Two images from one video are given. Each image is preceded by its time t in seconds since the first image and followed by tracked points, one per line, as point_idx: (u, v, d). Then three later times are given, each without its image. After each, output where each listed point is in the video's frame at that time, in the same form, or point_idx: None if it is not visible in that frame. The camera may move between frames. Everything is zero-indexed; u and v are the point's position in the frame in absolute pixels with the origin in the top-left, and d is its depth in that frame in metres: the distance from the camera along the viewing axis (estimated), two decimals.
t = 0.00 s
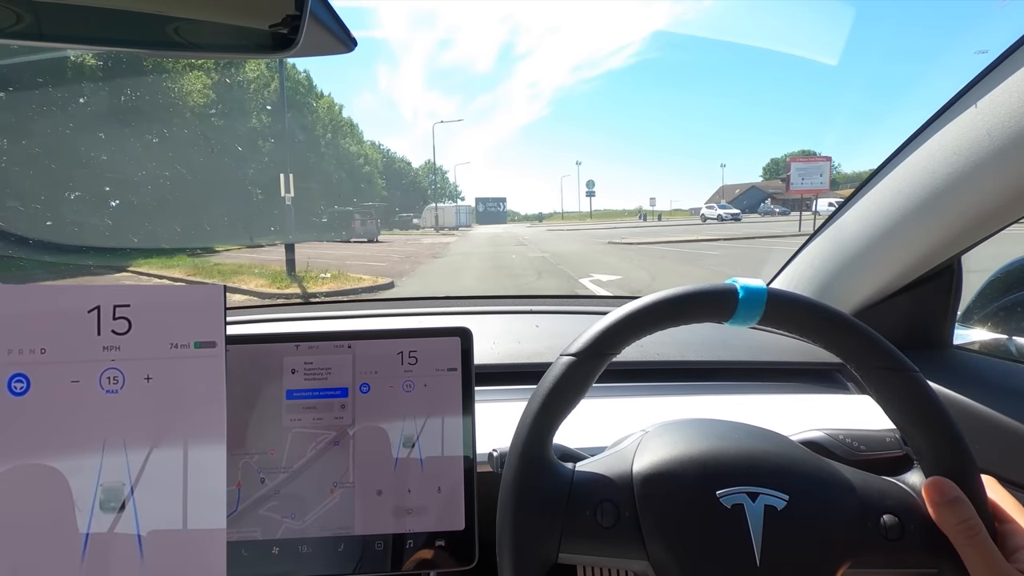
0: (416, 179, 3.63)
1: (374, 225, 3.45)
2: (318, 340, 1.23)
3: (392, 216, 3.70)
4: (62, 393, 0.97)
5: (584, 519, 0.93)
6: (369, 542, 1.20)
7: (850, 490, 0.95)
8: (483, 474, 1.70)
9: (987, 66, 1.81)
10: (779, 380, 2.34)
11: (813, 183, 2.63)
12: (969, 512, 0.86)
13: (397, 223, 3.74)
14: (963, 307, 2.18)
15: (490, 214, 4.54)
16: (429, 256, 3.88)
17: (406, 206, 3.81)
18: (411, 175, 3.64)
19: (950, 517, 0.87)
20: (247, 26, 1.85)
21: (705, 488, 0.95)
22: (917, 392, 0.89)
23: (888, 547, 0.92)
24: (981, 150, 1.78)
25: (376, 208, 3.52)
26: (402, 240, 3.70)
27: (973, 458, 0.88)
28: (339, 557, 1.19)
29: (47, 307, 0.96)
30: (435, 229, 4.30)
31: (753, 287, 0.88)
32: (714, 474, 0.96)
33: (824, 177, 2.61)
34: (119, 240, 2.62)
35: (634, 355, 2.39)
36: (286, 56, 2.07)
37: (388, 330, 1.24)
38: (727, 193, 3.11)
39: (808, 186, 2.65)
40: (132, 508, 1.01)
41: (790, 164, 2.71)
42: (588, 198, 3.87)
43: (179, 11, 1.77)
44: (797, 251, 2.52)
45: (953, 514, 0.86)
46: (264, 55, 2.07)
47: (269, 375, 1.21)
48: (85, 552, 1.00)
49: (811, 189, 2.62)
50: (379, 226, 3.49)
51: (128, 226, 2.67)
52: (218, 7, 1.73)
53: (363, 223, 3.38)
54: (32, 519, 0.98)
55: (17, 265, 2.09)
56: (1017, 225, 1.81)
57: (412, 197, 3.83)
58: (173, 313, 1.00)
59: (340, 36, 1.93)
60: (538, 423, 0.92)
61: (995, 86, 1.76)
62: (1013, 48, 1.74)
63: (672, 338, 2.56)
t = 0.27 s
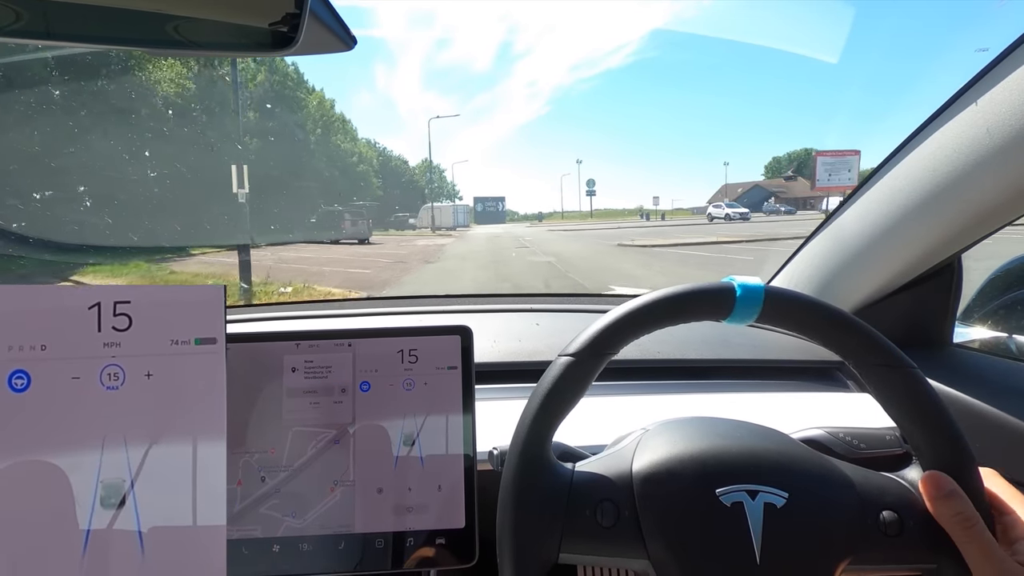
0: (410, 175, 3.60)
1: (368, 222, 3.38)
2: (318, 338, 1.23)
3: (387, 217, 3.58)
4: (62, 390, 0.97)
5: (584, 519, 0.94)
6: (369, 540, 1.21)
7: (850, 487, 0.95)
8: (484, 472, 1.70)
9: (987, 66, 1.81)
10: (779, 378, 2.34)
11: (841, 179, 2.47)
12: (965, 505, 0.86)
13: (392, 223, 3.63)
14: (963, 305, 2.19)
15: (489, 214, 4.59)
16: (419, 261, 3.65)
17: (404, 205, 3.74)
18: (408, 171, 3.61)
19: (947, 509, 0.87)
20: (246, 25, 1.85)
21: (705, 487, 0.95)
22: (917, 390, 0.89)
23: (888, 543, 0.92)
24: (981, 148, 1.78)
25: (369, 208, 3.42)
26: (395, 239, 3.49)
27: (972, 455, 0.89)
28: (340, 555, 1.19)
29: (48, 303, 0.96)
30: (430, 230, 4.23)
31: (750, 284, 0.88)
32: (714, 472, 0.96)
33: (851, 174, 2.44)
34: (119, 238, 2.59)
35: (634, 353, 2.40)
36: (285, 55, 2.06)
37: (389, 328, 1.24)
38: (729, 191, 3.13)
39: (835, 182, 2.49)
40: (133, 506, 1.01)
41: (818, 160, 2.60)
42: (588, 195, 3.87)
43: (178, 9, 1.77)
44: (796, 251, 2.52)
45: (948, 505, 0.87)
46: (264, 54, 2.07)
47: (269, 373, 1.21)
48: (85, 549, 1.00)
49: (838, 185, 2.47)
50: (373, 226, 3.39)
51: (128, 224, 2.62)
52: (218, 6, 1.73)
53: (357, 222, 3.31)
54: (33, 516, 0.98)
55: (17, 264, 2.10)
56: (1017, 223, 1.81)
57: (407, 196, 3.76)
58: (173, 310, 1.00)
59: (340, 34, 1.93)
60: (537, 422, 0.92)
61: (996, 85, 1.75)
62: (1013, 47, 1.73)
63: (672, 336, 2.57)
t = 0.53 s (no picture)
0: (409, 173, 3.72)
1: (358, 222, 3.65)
2: (318, 340, 1.23)
3: (383, 214, 3.88)
4: (62, 395, 0.97)
5: (584, 524, 0.94)
6: (368, 543, 1.20)
7: (850, 489, 0.95)
8: (484, 475, 1.70)
9: (985, 70, 1.82)
10: (779, 380, 2.34)
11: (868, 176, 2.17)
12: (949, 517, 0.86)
13: (388, 222, 3.91)
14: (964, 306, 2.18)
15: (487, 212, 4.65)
16: (408, 265, 3.88)
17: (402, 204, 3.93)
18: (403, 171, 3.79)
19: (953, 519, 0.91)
20: (246, 27, 1.85)
21: (705, 490, 0.95)
22: (914, 391, 0.90)
23: (887, 543, 0.92)
24: (982, 152, 1.79)
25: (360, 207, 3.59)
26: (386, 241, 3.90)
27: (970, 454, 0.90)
28: (339, 558, 1.19)
29: (46, 309, 0.96)
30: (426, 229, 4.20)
31: (746, 288, 0.89)
32: (714, 475, 0.96)
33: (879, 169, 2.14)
34: (118, 239, 2.72)
35: (634, 356, 2.40)
36: (287, 57, 2.07)
37: (389, 331, 1.24)
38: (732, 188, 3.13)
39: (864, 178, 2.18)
40: (132, 511, 1.01)
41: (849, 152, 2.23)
42: (589, 194, 3.87)
43: (178, 12, 1.78)
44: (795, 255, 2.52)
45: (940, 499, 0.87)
46: (265, 57, 2.07)
47: (269, 376, 1.21)
48: (85, 554, 1.00)
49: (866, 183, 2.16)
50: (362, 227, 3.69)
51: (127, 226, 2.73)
52: (218, 9, 1.73)
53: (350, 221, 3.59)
54: (32, 521, 0.98)
55: (18, 267, 2.10)
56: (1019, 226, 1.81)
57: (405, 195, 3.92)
58: (174, 315, 1.00)
59: (341, 37, 1.93)
60: (537, 426, 0.92)
61: (996, 88, 1.76)
62: (1013, 50, 1.74)
63: (672, 339, 2.57)
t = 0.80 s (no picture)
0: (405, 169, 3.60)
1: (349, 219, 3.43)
2: (319, 341, 1.24)
3: (379, 212, 3.65)
4: (64, 396, 0.98)
5: (585, 524, 0.94)
6: (369, 543, 1.20)
7: (851, 488, 0.95)
8: (484, 474, 1.70)
9: (986, 68, 1.82)
10: (780, 379, 2.34)
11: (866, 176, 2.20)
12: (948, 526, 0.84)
13: (384, 220, 3.71)
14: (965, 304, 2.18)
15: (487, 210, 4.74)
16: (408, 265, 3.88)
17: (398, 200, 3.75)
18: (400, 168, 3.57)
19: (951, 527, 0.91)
20: (246, 28, 1.85)
21: (705, 490, 0.95)
22: (915, 390, 0.90)
23: (888, 541, 0.92)
24: (982, 150, 1.79)
25: (351, 205, 3.41)
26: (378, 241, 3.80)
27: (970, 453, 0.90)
28: (340, 558, 1.19)
29: (48, 309, 0.96)
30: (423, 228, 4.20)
31: (746, 286, 0.89)
32: (715, 474, 0.96)
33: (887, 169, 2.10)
34: (119, 240, 2.73)
35: (634, 356, 2.40)
36: (286, 58, 2.07)
37: (389, 331, 1.24)
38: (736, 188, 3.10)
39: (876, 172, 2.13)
40: (134, 512, 1.01)
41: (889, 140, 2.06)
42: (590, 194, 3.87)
43: (179, 13, 1.78)
44: (795, 253, 2.52)
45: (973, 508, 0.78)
46: (266, 57, 2.07)
47: (270, 376, 1.21)
48: (88, 554, 1.00)
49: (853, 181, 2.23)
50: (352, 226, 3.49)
51: (128, 227, 2.76)
52: (218, 9, 1.73)
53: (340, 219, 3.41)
54: (34, 522, 0.98)
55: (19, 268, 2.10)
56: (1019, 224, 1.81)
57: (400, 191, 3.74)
58: (175, 315, 1.01)
59: (340, 37, 1.93)
60: (537, 426, 0.92)
61: (995, 86, 1.75)
62: (1013, 48, 1.73)
63: (673, 338, 2.57)
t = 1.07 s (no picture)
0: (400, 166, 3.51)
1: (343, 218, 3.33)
2: (319, 340, 1.24)
3: (376, 212, 3.69)
4: (65, 394, 0.98)
5: (585, 524, 0.94)
6: (370, 541, 1.20)
7: (851, 485, 0.95)
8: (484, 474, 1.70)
9: (986, 67, 1.81)
10: (780, 378, 2.34)
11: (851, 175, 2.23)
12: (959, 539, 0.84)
13: (380, 220, 3.77)
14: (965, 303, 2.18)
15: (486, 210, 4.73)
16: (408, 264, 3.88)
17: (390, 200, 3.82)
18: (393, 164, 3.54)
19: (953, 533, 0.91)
20: (246, 27, 1.85)
21: (705, 489, 0.95)
22: (916, 389, 0.90)
23: (888, 538, 0.92)
24: (982, 149, 1.79)
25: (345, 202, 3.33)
26: (369, 242, 3.63)
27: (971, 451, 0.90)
28: (341, 557, 1.19)
29: (49, 307, 0.96)
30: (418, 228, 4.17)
31: (745, 285, 0.88)
32: (715, 473, 0.96)
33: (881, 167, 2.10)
34: (120, 240, 2.71)
35: (634, 355, 2.40)
36: (286, 57, 2.07)
37: (390, 330, 1.25)
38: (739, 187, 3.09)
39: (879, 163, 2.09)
40: (135, 510, 1.01)
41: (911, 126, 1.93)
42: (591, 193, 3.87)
43: (179, 12, 1.78)
44: (796, 251, 2.52)
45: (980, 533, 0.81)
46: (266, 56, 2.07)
47: (270, 375, 1.21)
48: (90, 552, 1.00)
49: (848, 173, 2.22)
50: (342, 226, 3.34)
51: (129, 226, 2.72)
52: (219, 9, 1.73)
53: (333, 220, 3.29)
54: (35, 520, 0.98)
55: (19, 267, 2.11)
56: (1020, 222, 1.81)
57: (392, 190, 3.78)
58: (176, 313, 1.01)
59: (341, 37, 1.93)
60: (538, 425, 0.92)
61: (995, 86, 1.75)
62: (1014, 47, 1.73)
63: (673, 337, 2.56)
